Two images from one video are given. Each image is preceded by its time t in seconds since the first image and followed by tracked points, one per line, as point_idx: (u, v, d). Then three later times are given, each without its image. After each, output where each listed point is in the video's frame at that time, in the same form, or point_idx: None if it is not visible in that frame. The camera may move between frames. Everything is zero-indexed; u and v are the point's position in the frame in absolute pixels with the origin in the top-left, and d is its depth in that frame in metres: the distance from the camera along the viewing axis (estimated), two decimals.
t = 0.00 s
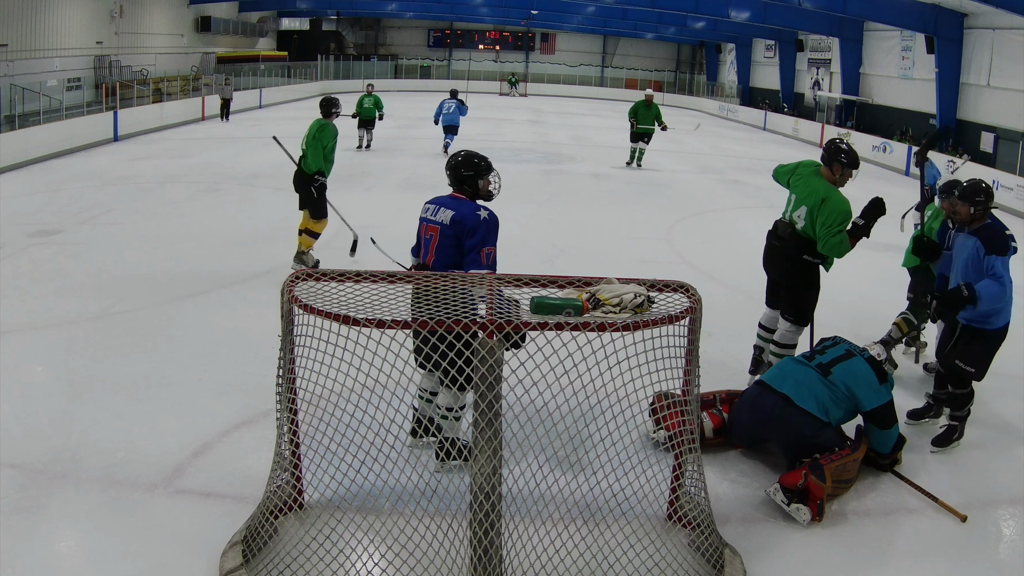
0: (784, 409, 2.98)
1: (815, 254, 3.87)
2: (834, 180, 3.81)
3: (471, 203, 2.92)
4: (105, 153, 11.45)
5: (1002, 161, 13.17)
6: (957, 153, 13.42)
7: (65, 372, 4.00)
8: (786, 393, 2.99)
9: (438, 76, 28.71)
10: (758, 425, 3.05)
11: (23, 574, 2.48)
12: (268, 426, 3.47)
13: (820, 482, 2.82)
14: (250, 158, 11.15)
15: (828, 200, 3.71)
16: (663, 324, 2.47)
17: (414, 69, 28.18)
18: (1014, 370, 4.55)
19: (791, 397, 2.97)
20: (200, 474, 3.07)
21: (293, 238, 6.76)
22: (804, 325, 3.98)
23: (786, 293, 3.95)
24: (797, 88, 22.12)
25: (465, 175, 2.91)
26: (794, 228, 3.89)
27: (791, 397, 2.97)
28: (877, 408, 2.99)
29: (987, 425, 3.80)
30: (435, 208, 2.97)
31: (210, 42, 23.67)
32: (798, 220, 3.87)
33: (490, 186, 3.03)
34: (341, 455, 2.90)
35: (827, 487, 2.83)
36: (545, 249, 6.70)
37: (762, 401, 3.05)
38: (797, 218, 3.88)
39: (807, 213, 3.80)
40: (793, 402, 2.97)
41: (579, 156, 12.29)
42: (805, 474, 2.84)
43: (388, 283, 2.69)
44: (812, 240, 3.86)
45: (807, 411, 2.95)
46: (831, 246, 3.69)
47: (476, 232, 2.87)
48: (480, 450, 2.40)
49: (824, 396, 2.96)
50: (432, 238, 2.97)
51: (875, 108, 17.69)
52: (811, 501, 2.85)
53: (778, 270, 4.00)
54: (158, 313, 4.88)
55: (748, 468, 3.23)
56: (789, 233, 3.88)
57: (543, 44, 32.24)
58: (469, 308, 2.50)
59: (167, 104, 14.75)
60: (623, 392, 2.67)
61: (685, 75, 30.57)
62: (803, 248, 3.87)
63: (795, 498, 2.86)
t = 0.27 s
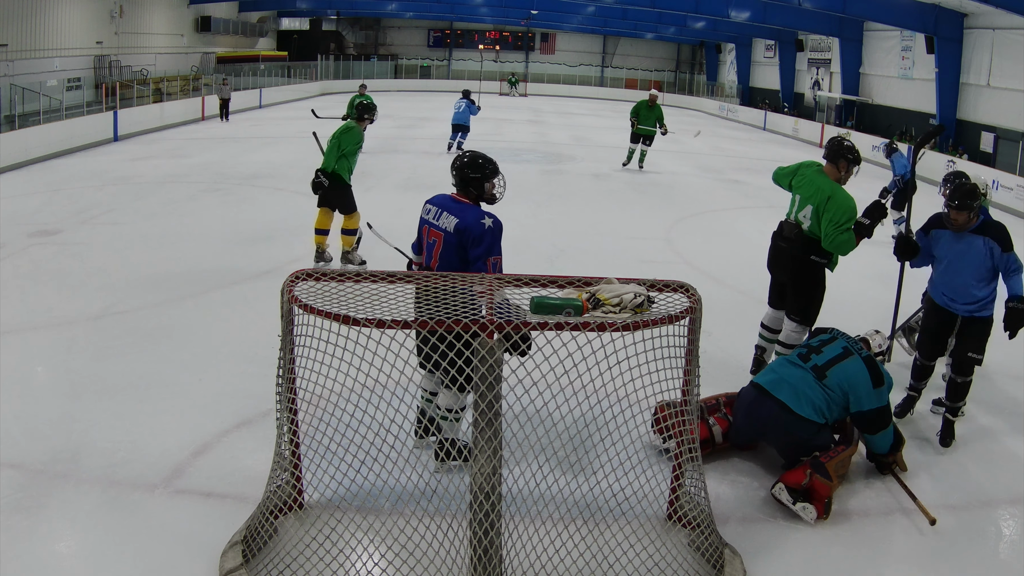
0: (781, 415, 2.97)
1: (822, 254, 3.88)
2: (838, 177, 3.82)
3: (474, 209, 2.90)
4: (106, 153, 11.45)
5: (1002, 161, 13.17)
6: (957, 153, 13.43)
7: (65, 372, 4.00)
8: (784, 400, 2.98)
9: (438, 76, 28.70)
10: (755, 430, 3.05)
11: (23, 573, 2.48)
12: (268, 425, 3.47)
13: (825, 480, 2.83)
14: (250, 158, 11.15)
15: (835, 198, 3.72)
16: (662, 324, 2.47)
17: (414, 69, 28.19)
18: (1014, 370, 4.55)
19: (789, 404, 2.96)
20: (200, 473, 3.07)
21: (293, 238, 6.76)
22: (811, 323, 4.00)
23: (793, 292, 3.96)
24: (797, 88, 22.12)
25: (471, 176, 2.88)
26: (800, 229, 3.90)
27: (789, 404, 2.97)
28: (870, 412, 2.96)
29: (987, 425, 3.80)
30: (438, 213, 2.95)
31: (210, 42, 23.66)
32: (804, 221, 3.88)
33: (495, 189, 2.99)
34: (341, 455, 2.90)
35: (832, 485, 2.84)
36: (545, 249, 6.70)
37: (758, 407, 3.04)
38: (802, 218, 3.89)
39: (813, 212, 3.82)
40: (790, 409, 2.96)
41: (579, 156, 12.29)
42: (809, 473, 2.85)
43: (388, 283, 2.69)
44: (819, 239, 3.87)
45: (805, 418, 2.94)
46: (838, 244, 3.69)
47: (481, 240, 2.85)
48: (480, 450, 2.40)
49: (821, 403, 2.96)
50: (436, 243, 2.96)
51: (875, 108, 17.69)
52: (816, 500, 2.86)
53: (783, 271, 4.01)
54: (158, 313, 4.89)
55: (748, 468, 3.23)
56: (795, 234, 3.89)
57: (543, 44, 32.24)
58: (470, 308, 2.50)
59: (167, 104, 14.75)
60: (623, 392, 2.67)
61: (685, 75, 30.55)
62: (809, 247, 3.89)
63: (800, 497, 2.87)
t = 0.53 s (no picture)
0: (781, 418, 2.97)
1: (824, 255, 3.89)
2: (841, 177, 3.83)
3: (474, 219, 2.87)
4: (105, 153, 11.45)
5: (1002, 161, 13.17)
6: (957, 153, 13.42)
7: (65, 371, 4.00)
8: (782, 403, 2.98)
9: (438, 76, 28.71)
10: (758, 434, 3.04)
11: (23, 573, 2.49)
12: (267, 426, 3.47)
13: (841, 489, 2.79)
14: (250, 158, 11.15)
15: (839, 199, 3.72)
16: (662, 324, 2.47)
17: (414, 69, 28.19)
18: (1013, 369, 4.55)
19: (787, 406, 2.97)
20: (199, 474, 3.07)
21: (293, 238, 6.77)
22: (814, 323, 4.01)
23: (795, 292, 3.97)
24: (797, 88, 22.11)
25: (479, 183, 2.88)
26: (802, 229, 3.90)
27: (788, 407, 2.97)
28: (857, 398, 2.86)
29: (986, 425, 3.80)
30: (438, 220, 2.93)
31: (210, 42, 23.66)
32: (807, 221, 3.88)
33: (494, 197, 2.99)
34: (341, 455, 2.90)
35: (848, 492, 2.80)
36: (545, 249, 6.70)
37: (759, 412, 3.04)
38: (805, 218, 3.89)
39: (816, 212, 3.81)
40: (789, 412, 2.96)
41: (579, 156, 12.30)
42: (823, 482, 2.81)
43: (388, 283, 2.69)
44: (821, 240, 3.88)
45: (804, 418, 2.94)
46: (842, 247, 3.71)
47: (481, 253, 2.84)
48: (480, 450, 2.40)
49: (816, 400, 2.94)
50: (436, 252, 2.95)
51: (875, 108, 17.69)
52: (832, 508, 2.82)
53: (782, 270, 4.02)
54: (158, 313, 4.89)
55: (748, 468, 3.23)
56: (798, 234, 3.89)
57: (543, 44, 32.24)
58: (470, 308, 2.49)
59: (167, 104, 14.75)
60: (623, 392, 2.67)
61: (685, 75, 30.55)
62: (811, 248, 3.89)
63: (815, 507, 2.85)
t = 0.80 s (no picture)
0: (780, 412, 2.98)
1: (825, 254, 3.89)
2: (843, 177, 3.83)
3: (474, 223, 2.87)
4: (105, 153, 11.45)
5: (1002, 161, 13.17)
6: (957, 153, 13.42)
7: (65, 372, 4.00)
8: (778, 396, 2.99)
9: (438, 76, 28.70)
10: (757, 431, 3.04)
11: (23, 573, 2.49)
12: (267, 426, 3.48)
13: (832, 488, 2.81)
14: (250, 157, 11.15)
15: (841, 202, 3.73)
16: (662, 324, 2.47)
17: (414, 69, 28.18)
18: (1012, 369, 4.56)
19: (782, 399, 2.98)
20: (200, 474, 3.07)
21: (294, 238, 6.76)
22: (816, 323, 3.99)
23: (797, 291, 3.96)
24: (797, 88, 22.12)
25: (479, 184, 2.87)
26: (805, 228, 3.90)
27: (784, 399, 2.98)
28: (838, 371, 2.88)
29: (986, 425, 3.81)
30: (438, 223, 2.93)
31: (210, 42, 23.66)
32: (809, 220, 3.88)
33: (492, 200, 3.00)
34: (341, 455, 2.90)
35: (839, 492, 2.82)
36: (545, 249, 6.70)
37: (757, 409, 3.04)
38: (807, 218, 3.89)
39: (819, 212, 3.81)
40: (786, 404, 2.97)
41: (579, 156, 12.30)
42: (815, 480, 2.82)
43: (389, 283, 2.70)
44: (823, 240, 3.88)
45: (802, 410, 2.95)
46: (838, 255, 3.74)
47: (482, 257, 2.85)
48: (480, 451, 2.40)
49: (809, 388, 2.95)
50: (436, 256, 2.94)
51: (875, 108, 17.68)
52: (823, 507, 2.83)
53: (785, 268, 4.04)
54: (159, 313, 4.89)
55: (748, 468, 3.24)
56: (801, 233, 3.90)
57: (543, 44, 32.24)
58: (470, 308, 2.50)
59: (167, 104, 14.75)
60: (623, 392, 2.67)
61: (685, 75, 30.55)
62: (813, 248, 3.90)
63: (807, 504, 2.84)
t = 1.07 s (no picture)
0: (777, 407, 2.97)
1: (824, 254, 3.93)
2: (842, 176, 3.86)
3: (473, 222, 2.87)
4: (105, 153, 11.45)
5: (1001, 161, 13.18)
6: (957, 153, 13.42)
7: (65, 372, 4.00)
8: (773, 388, 3.00)
9: (438, 76, 28.70)
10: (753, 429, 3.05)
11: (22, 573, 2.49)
12: (268, 426, 3.47)
13: (822, 479, 2.87)
14: (250, 158, 11.15)
15: (842, 203, 3.76)
16: (662, 324, 2.47)
17: (414, 69, 28.17)
18: (1013, 370, 4.55)
19: (777, 391, 2.98)
20: (200, 474, 3.07)
21: (294, 238, 6.77)
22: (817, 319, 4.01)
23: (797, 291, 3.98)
24: (797, 88, 22.12)
25: (476, 182, 2.87)
26: (805, 228, 3.91)
27: (779, 392, 2.98)
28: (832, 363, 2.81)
29: (986, 425, 3.81)
30: (436, 223, 2.93)
31: (210, 42, 23.66)
32: (809, 219, 3.89)
33: (495, 199, 2.99)
34: (341, 455, 2.90)
35: (828, 484, 2.89)
36: (545, 249, 6.70)
37: (753, 405, 3.05)
38: (807, 217, 3.91)
39: (819, 213, 3.83)
40: (779, 397, 2.98)
41: (580, 156, 12.30)
42: (805, 471, 2.88)
43: (389, 283, 2.70)
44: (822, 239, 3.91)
45: (795, 406, 2.94)
46: (835, 258, 3.80)
47: (482, 257, 2.85)
48: (480, 451, 2.40)
49: (805, 380, 2.93)
50: (436, 256, 2.94)
51: (875, 108, 17.68)
52: (813, 499, 2.88)
53: (784, 268, 4.05)
54: (158, 313, 4.89)
55: (748, 468, 3.24)
56: (801, 232, 3.91)
57: (543, 44, 32.24)
58: (470, 308, 2.50)
59: (167, 104, 14.76)
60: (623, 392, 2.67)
61: (685, 75, 30.55)
62: (813, 248, 3.91)
63: (796, 496, 2.88)
